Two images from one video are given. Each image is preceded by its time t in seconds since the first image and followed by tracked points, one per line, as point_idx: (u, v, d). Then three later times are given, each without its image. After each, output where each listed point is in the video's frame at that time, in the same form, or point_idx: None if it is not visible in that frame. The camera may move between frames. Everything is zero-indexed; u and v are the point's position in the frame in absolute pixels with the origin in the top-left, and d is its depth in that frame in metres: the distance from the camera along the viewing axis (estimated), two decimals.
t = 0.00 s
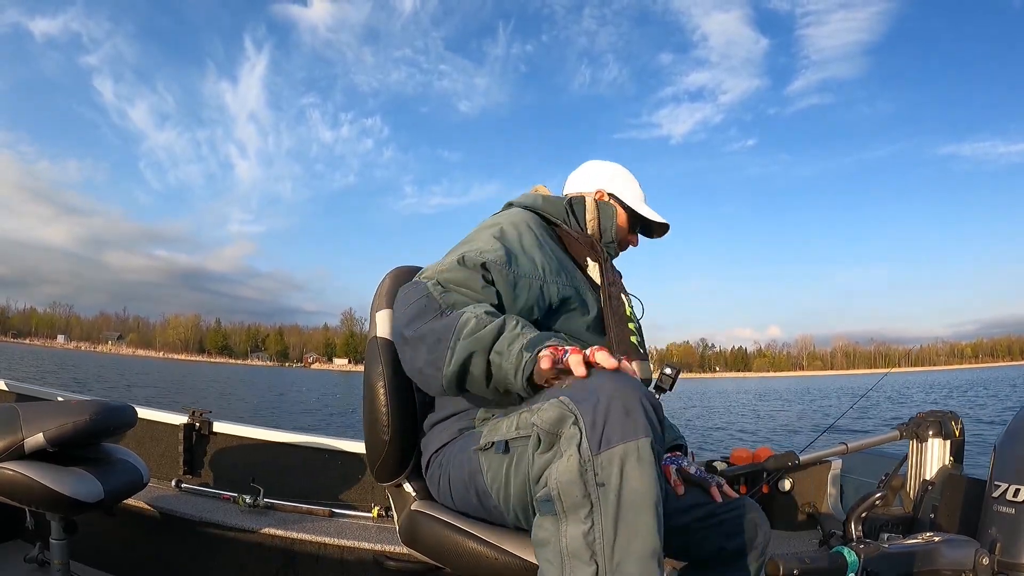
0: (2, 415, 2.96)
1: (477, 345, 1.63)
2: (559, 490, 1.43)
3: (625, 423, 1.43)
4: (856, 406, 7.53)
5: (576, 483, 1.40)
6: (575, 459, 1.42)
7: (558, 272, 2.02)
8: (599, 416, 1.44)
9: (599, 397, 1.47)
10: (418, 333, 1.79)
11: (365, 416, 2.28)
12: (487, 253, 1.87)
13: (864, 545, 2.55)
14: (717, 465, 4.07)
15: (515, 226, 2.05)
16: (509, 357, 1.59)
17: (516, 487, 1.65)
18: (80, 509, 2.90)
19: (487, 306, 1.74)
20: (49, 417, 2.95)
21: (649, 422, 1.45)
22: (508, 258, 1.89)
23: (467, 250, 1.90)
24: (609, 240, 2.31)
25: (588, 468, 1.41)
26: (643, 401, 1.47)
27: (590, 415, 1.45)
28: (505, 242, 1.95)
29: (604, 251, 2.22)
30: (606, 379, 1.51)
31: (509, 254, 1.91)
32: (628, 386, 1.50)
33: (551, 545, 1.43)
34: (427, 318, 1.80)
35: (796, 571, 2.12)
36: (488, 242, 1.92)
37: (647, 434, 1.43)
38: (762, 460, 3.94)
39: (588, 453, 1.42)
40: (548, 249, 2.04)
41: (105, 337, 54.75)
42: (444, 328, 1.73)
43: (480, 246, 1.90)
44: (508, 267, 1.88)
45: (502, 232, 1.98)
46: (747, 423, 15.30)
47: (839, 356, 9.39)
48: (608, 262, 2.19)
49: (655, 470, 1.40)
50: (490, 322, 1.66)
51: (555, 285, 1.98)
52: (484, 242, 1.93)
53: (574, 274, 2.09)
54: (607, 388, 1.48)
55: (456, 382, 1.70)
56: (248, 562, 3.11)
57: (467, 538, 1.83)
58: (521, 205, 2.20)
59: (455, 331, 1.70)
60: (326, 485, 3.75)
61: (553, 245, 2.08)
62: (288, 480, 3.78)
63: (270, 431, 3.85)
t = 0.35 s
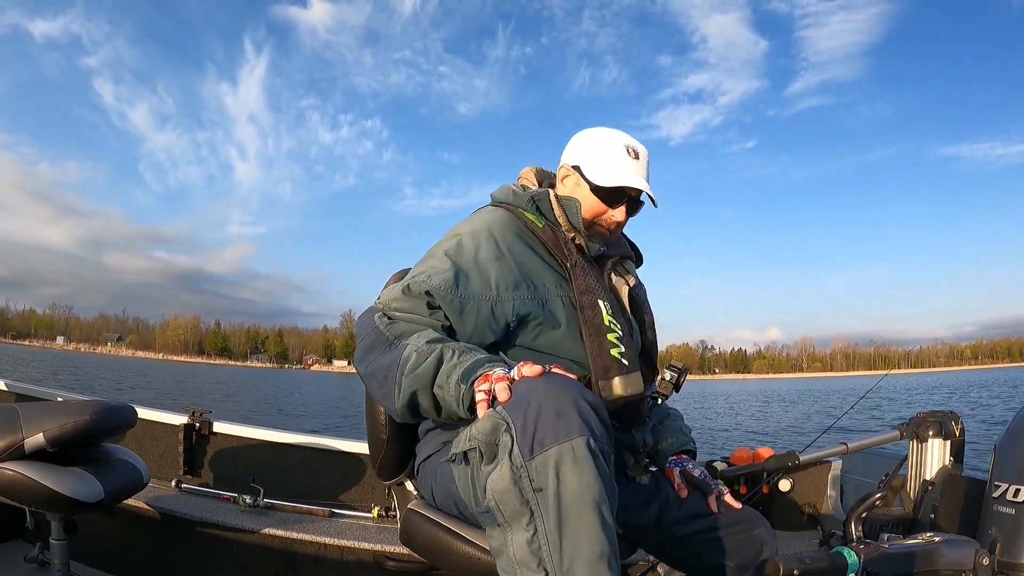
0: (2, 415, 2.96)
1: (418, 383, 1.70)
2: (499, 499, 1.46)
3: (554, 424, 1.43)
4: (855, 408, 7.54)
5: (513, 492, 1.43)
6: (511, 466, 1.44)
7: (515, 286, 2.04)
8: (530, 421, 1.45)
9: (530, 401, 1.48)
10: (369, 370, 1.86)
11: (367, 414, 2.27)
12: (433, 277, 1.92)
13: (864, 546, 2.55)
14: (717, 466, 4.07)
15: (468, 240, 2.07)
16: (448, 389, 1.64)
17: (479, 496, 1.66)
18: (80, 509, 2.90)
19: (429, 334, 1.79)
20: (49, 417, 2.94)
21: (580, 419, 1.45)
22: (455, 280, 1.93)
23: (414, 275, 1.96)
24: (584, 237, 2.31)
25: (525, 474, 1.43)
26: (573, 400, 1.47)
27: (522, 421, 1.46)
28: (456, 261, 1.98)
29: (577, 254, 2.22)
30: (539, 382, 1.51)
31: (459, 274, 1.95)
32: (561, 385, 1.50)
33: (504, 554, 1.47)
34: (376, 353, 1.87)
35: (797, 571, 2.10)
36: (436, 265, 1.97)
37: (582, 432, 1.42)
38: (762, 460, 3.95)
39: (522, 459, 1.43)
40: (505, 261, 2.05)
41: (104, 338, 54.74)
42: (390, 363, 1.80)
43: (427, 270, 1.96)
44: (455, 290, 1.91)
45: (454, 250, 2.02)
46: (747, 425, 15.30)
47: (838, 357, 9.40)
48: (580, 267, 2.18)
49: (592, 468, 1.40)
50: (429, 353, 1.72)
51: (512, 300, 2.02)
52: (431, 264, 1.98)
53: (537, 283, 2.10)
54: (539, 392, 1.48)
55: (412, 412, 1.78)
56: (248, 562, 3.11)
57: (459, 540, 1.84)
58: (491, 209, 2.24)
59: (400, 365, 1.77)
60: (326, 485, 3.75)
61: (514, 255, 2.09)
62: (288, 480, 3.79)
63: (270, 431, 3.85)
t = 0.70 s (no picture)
0: (2, 415, 2.96)
1: (381, 403, 1.86)
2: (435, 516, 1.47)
3: (482, 435, 1.46)
4: (854, 407, 7.54)
5: (450, 507, 1.44)
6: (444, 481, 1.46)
7: (479, 297, 2.10)
8: (457, 435, 1.47)
9: (457, 414, 1.50)
10: (344, 379, 2.03)
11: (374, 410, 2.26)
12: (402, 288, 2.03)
13: (865, 546, 2.55)
14: (717, 466, 4.08)
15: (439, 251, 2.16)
16: (405, 412, 1.80)
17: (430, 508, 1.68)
18: (80, 509, 2.90)
19: (395, 352, 1.93)
20: (49, 417, 2.94)
21: (507, 427, 1.47)
22: (420, 292, 2.03)
23: (388, 285, 2.08)
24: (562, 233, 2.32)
25: (459, 488, 1.44)
26: (499, 408, 1.49)
27: (451, 435, 1.47)
28: (426, 271, 2.08)
29: (545, 255, 2.23)
30: (468, 394, 1.53)
31: (425, 285, 2.05)
32: (488, 395, 1.52)
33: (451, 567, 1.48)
34: (351, 363, 2.03)
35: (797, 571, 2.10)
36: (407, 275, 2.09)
37: (508, 441, 1.45)
38: (762, 461, 3.95)
39: (453, 473, 1.44)
40: (471, 272, 2.11)
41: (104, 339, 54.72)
42: (360, 375, 1.96)
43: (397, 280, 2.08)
44: (419, 304, 2.02)
45: (427, 259, 2.12)
46: (746, 425, 15.30)
47: (837, 357, 9.41)
48: (547, 270, 2.19)
49: (523, 475, 1.42)
50: (392, 374, 1.87)
51: (474, 312, 2.08)
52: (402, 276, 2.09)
53: (503, 293, 2.14)
54: (465, 404, 1.50)
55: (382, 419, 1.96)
56: (248, 562, 3.11)
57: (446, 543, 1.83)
58: (472, 212, 2.33)
59: (366, 379, 1.93)
60: (326, 485, 3.75)
61: (481, 263, 2.14)
62: (288, 480, 3.79)
63: (270, 431, 3.85)
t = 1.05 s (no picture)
0: (2, 415, 2.95)
1: (362, 409, 1.88)
2: (391, 529, 1.51)
3: (423, 447, 1.48)
4: (853, 407, 7.55)
5: (401, 519, 1.47)
6: (394, 496, 1.50)
7: (462, 302, 2.12)
8: (402, 449, 1.50)
9: (403, 429, 1.53)
10: (335, 378, 2.07)
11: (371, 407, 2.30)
12: (392, 290, 2.05)
13: (865, 546, 2.55)
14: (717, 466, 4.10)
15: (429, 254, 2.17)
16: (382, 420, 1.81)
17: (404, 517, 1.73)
18: (80, 509, 2.90)
19: (378, 359, 1.93)
20: (49, 417, 2.94)
21: (446, 438, 1.47)
22: (407, 295, 2.04)
23: (379, 286, 2.09)
24: (546, 234, 2.30)
25: (407, 500, 1.47)
26: (438, 420, 1.50)
27: (397, 449, 1.52)
28: (415, 274, 2.10)
29: (524, 256, 2.23)
30: (413, 407, 1.56)
31: (413, 287, 2.06)
32: (430, 405, 1.54)
33: None
34: (342, 363, 2.07)
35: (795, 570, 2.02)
36: (396, 277, 2.11)
37: (447, 451, 1.45)
38: (762, 461, 3.95)
39: (400, 487, 1.48)
40: (456, 275, 2.13)
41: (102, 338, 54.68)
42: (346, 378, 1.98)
43: (389, 282, 2.08)
44: (406, 307, 2.03)
45: (416, 261, 2.15)
46: (745, 425, 15.31)
47: (835, 357, 9.42)
48: (525, 272, 2.19)
49: (462, 486, 1.42)
50: (372, 382, 1.88)
51: (456, 316, 2.10)
52: (393, 278, 2.11)
53: (486, 297, 2.16)
54: (409, 418, 1.54)
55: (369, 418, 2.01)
56: (248, 562, 3.11)
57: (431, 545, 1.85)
58: (463, 216, 2.36)
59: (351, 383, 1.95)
60: (327, 484, 3.75)
61: (466, 267, 2.16)
62: (288, 480, 3.79)
63: (270, 431, 3.85)
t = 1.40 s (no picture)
0: (2, 415, 2.95)
1: (351, 426, 1.93)
2: (377, 535, 1.52)
3: (403, 454, 1.48)
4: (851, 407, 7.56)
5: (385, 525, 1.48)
6: (378, 502, 1.51)
7: (460, 300, 2.12)
8: (384, 455, 1.51)
9: (384, 436, 1.54)
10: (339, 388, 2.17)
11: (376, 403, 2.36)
12: (392, 289, 2.07)
13: (865, 546, 2.55)
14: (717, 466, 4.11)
15: (429, 254, 2.18)
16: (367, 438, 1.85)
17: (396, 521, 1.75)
18: (80, 509, 2.89)
19: (367, 377, 1.96)
20: (49, 417, 2.94)
21: (425, 444, 1.47)
22: (406, 295, 2.06)
23: (380, 286, 2.11)
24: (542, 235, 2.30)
25: (390, 506, 1.48)
26: (417, 426, 1.50)
27: (379, 456, 1.53)
28: (414, 273, 2.11)
29: (519, 256, 2.22)
30: (394, 414, 1.57)
31: (412, 286, 2.08)
32: (410, 411, 1.54)
33: None
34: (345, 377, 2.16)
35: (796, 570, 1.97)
36: (396, 275, 2.12)
37: (425, 457, 1.46)
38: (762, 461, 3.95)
39: (383, 493, 1.49)
40: (454, 275, 2.13)
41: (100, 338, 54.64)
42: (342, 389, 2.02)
43: (389, 281, 2.10)
44: (405, 307, 2.05)
45: (416, 260, 2.16)
46: (744, 425, 15.32)
47: (833, 357, 9.44)
48: (519, 271, 2.19)
49: (441, 491, 1.42)
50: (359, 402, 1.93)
51: (454, 314, 2.10)
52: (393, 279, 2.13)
53: (483, 296, 2.16)
54: (390, 424, 1.54)
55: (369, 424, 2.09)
56: (248, 562, 3.11)
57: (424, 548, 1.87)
58: (463, 216, 2.36)
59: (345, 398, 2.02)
60: (326, 485, 3.74)
61: (464, 267, 2.16)
62: (288, 480, 3.79)
63: (270, 431, 3.85)
